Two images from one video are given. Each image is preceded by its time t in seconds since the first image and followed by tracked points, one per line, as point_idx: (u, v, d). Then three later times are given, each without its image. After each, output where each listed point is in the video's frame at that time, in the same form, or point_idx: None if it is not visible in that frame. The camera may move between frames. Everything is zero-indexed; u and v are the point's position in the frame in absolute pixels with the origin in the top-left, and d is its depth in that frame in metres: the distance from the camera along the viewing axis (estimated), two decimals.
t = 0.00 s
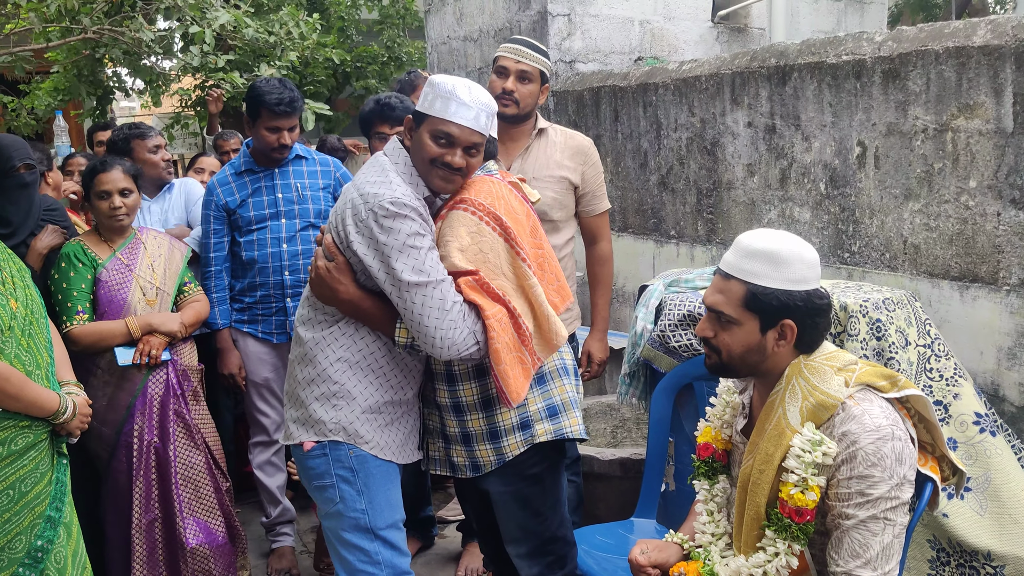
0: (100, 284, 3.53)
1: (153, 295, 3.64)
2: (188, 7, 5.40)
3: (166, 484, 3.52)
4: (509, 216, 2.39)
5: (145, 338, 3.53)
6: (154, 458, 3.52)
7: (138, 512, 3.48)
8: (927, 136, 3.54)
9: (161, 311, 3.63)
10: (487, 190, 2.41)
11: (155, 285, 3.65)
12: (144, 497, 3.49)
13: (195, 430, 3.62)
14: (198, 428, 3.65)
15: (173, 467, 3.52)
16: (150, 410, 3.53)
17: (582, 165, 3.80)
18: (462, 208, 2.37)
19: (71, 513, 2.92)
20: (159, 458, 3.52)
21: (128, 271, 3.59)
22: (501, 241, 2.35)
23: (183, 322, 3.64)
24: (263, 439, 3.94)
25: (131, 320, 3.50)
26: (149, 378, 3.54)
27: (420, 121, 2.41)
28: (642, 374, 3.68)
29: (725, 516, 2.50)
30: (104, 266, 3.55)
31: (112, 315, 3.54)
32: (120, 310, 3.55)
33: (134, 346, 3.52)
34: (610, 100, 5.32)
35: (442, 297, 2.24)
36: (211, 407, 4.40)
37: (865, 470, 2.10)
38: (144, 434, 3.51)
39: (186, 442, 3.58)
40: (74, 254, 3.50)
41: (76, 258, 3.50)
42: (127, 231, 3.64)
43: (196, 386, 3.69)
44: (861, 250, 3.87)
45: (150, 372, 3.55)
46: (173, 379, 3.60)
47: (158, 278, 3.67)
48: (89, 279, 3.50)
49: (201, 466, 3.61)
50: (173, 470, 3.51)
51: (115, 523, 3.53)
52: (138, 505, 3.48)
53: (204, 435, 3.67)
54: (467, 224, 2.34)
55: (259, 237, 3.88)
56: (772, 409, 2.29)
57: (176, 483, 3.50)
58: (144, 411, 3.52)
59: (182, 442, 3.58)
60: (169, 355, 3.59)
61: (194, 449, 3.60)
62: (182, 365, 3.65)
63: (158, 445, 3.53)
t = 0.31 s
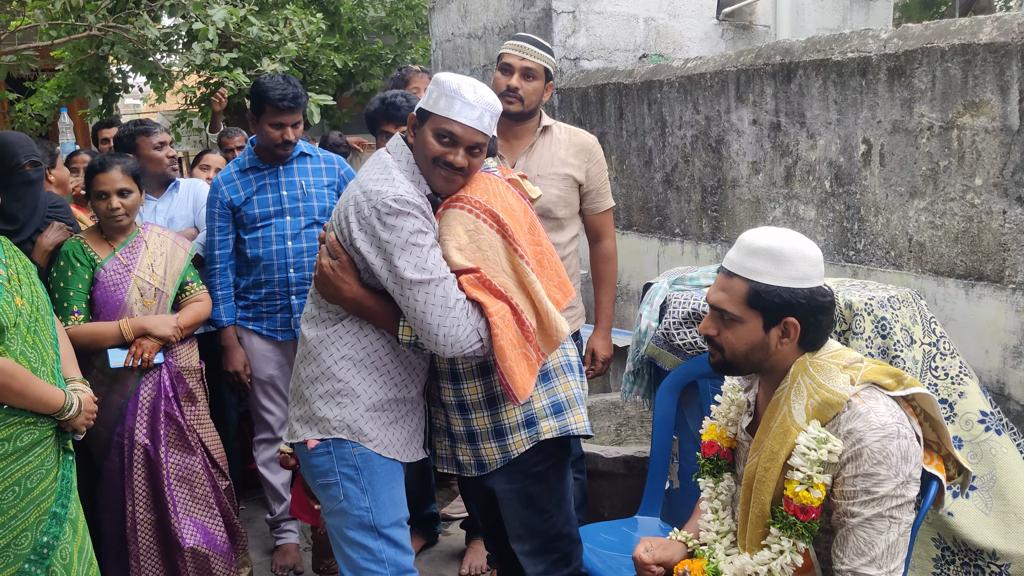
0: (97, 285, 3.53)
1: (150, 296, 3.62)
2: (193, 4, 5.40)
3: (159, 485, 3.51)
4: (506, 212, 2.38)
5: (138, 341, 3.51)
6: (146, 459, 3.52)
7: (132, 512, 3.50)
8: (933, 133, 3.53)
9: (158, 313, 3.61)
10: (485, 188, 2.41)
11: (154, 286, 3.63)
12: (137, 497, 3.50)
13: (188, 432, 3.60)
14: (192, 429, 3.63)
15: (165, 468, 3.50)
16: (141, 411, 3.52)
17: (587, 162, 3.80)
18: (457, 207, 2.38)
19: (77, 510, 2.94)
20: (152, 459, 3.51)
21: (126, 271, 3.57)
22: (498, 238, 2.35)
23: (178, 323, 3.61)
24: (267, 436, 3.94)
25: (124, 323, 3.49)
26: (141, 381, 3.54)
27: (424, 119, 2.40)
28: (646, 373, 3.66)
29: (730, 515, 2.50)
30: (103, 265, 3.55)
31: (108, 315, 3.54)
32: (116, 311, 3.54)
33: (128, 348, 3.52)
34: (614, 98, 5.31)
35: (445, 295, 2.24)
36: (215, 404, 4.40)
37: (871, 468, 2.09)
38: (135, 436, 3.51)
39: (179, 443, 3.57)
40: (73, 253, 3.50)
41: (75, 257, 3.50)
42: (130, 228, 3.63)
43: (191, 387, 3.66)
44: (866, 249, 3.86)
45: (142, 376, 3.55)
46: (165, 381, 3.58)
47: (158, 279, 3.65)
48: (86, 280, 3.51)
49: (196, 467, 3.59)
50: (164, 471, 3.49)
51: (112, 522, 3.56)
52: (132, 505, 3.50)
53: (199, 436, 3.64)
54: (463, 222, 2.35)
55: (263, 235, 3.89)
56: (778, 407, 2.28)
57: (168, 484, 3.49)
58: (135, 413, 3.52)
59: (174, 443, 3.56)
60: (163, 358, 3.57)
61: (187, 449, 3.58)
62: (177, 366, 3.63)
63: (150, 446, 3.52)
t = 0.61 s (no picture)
0: (103, 286, 3.54)
1: (155, 299, 3.59)
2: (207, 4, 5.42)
3: (157, 488, 3.50)
4: (517, 214, 2.38)
5: (139, 343, 3.50)
6: (144, 462, 3.51)
7: (132, 513, 3.51)
8: (950, 134, 3.50)
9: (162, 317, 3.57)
10: (496, 189, 2.41)
11: (160, 289, 3.60)
12: (136, 498, 3.51)
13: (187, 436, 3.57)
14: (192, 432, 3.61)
15: (162, 472, 3.48)
16: (139, 414, 3.51)
17: (600, 163, 3.79)
18: (468, 208, 2.37)
19: (93, 508, 2.94)
20: (150, 463, 3.50)
21: (133, 273, 3.56)
22: (509, 240, 2.34)
23: (180, 326, 3.58)
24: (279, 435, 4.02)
25: (125, 324, 3.47)
26: (141, 384, 3.53)
27: (437, 120, 2.39)
28: (660, 373, 3.65)
29: (745, 517, 2.48)
30: (111, 266, 3.55)
31: (112, 316, 3.53)
32: (120, 312, 3.53)
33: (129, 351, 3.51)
34: (627, 98, 5.30)
35: (458, 296, 2.23)
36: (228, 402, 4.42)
37: (888, 471, 2.08)
38: (133, 439, 3.50)
39: (176, 447, 3.55)
40: (83, 254, 3.53)
41: (84, 257, 3.53)
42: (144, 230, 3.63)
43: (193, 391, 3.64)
44: (881, 250, 3.84)
45: (144, 378, 3.54)
46: (164, 385, 3.56)
47: (165, 282, 3.62)
48: (93, 280, 3.53)
49: (197, 470, 3.57)
50: (160, 475, 3.48)
51: (115, 520, 3.59)
52: (132, 506, 3.51)
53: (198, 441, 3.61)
54: (475, 223, 2.34)
55: (276, 235, 3.89)
56: (794, 409, 2.26)
57: (166, 488, 3.47)
58: (134, 415, 3.52)
59: (172, 447, 3.54)
60: (162, 361, 3.54)
61: (186, 454, 3.56)
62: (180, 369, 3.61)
63: (147, 450, 3.50)
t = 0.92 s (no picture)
0: (123, 287, 3.56)
1: (172, 301, 3.59)
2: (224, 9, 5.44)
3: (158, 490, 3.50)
4: (531, 220, 2.36)
5: (149, 346, 3.50)
6: (149, 463, 3.51)
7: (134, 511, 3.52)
8: (968, 140, 3.48)
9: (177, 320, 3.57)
10: (509, 194, 2.39)
11: (177, 291, 3.60)
12: (138, 497, 3.51)
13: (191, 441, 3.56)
14: (197, 437, 3.60)
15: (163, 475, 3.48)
16: (146, 414, 3.52)
17: (616, 167, 3.78)
18: (482, 214, 2.36)
19: (110, 510, 2.94)
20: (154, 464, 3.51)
21: (152, 274, 3.56)
22: (523, 246, 2.33)
23: (192, 331, 3.55)
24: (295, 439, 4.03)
25: (136, 327, 3.48)
26: (153, 385, 3.54)
27: (451, 125, 2.40)
28: (676, 380, 3.63)
29: (762, 525, 2.47)
30: (132, 267, 3.56)
31: (129, 317, 3.55)
32: (136, 313, 3.55)
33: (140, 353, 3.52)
34: (642, 102, 5.28)
35: (471, 301, 2.23)
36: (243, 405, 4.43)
37: (906, 480, 2.06)
38: (139, 438, 3.51)
39: (181, 451, 3.54)
40: (105, 254, 3.56)
41: (106, 258, 3.55)
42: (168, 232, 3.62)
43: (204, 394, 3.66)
44: (898, 256, 3.81)
45: (155, 380, 3.54)
46: (173, 387, 3.56)
47: (183, 285, 3.61)
48: (113, 281, 3.55)
49: (199, 476, 3.55)
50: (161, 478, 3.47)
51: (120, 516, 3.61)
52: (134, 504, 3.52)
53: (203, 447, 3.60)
54: (488, 229, 2.34)
55: (292, 238, 3.90)
56: (811, 417, 2.25)
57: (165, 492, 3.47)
58: (142, 415, 3.53)
59: (177, 451, 3.54)
60: (173, 365, 3.55)
61: (189, 459, 3.55)
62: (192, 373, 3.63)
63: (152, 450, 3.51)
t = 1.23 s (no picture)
0: (139, 284, 3.58)
1: (185, 302, 3.59)
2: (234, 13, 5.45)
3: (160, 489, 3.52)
4: (539, 224, 2.35)
5: (158, 348, 3.52)
6: (155, 462, 3.53)
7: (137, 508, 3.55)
8: (980, 145, 3.45)
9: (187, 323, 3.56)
10: (517, 199, 2.38)
11: (192, 292, 3.60)
12: (141, 495, 3.53)
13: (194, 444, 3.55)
14: (201, 438, 3.58)
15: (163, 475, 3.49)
16: (153, 414, 3.54)
17: (624, 170, 3.77)
18: (490, 218, 2.35)
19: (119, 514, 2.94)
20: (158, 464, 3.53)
21: (169, 274, 3.58)
22: (532, 250, 2.32)
23: (201, 336, 3.54)
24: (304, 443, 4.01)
25: (146, 326, 3.49)
26: (162, 385, 3.56)
27: (448, 129, 2.39)
28: (685, 385, 3.61)
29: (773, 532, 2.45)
30: (151, 265, 3.59)
31: (143, 315, 3.57)
32: (150, 312, 3.56)
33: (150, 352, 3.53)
34: (652, 106, 5.27)
35: (478, 307, 2.22)
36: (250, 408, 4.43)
37: (921, 487, 2.04)
38: (147, 437, 3.53)
39: (184, 453, 3.54)
40: (126, 252, 3.59)
41: (127, 256, 3.59)
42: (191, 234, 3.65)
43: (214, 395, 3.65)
44: (909, 261, 3.79)
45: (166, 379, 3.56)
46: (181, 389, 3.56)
47: (199, 286, 3.61)
48: (131, 279, 3.58)
49: (200, 480, 3.54)
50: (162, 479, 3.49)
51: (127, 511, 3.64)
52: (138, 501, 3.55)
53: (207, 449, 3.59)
54: (497, 234, 2.32)
55: (301, 241, 3.90)
56: (824, 423, 2.23)
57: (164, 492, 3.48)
58: (150, 415, 3.54)
59: (180, 452, 3.54)
60: (182, 368, 3.56)
61: (191, 462, 3.54)
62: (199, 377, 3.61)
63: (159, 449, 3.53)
